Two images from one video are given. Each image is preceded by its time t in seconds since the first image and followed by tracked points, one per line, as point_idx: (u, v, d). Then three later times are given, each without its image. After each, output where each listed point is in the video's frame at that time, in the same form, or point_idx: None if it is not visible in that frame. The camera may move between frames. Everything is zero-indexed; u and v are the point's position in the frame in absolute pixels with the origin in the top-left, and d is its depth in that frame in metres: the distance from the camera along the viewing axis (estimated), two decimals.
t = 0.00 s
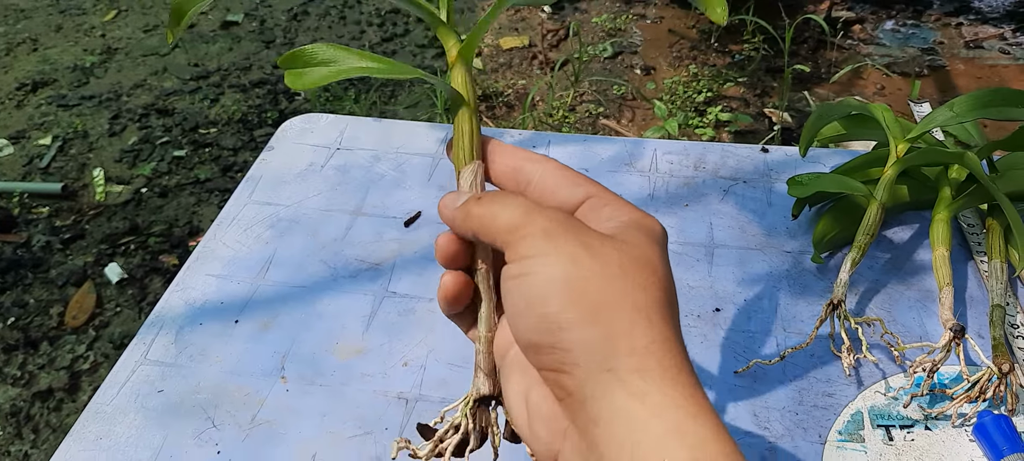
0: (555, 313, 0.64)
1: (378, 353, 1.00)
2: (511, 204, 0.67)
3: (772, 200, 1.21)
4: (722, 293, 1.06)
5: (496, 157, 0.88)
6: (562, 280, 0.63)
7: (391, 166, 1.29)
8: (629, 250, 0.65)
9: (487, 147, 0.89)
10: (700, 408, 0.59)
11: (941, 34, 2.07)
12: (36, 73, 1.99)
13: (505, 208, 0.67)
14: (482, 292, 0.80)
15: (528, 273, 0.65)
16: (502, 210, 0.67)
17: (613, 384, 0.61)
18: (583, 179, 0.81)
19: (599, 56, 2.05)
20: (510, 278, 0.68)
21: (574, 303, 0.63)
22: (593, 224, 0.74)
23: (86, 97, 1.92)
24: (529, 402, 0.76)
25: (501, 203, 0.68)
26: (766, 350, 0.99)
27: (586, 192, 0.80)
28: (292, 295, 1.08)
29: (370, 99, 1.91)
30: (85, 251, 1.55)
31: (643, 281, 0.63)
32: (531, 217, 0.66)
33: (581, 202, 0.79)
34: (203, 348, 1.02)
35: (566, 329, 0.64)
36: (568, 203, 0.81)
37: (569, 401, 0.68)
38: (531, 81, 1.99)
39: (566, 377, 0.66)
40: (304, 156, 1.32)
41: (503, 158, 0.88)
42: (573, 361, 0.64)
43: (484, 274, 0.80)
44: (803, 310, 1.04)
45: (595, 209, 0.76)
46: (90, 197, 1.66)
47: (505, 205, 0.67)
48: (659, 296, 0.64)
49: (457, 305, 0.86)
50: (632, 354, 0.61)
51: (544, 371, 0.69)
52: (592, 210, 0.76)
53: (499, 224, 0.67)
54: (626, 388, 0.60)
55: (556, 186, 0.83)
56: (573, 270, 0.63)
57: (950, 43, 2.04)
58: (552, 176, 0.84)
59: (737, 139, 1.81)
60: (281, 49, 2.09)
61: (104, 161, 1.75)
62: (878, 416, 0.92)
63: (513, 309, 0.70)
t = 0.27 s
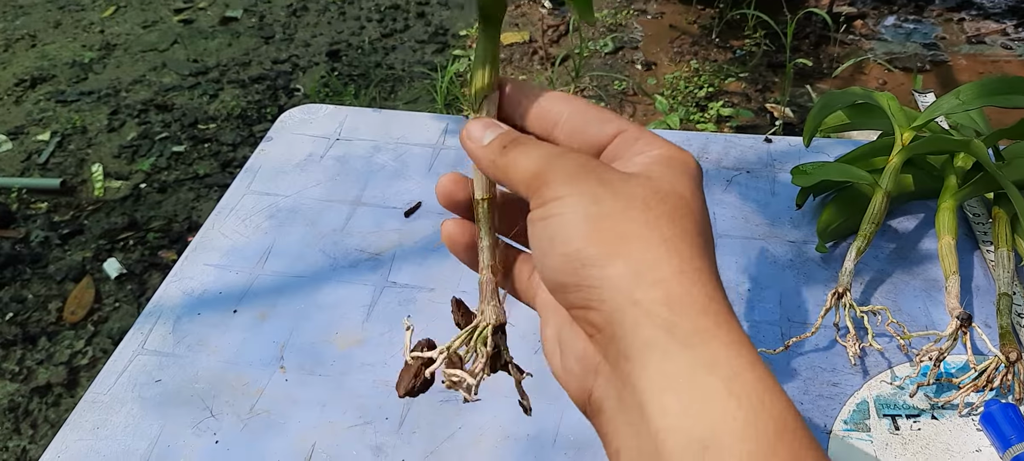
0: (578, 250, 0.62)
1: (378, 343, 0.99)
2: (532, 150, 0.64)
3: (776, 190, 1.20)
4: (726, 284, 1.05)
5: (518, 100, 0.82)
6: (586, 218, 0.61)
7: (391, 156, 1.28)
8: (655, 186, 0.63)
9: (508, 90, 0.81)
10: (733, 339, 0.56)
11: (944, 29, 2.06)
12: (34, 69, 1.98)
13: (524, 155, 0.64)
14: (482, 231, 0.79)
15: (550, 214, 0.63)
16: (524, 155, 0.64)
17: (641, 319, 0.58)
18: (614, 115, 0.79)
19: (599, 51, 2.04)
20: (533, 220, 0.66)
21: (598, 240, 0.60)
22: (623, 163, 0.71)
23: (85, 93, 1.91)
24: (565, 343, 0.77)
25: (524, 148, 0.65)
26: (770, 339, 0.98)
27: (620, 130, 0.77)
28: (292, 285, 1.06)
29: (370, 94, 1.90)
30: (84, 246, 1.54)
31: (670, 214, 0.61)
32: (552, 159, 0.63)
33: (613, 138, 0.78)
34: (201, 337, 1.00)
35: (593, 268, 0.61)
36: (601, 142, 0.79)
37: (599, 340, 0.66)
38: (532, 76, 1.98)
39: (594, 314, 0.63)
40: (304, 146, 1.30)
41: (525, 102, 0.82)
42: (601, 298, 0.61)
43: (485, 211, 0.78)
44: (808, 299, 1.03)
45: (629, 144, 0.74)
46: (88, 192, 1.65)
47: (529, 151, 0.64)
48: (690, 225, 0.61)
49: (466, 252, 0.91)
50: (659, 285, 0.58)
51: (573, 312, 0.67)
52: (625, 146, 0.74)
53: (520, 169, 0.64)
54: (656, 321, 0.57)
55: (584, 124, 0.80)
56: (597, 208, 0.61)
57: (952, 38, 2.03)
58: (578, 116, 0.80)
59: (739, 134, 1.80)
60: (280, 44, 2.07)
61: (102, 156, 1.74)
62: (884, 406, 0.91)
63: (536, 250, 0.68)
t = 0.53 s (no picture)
0: (607, 196, 0.60)
1: (380, 341, 0.99)
2: (559, 90, 0.63)
3: (778, 188, 1.20)
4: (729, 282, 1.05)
5: (543, 23, 0.78)
6: (616, 162, 0.59)
7: (392, 155, 1.28)
8: (683, 127, 0.63)
9: (528, 15, 0.78)
10: (771, 287, 0.55)
11: (944, 28, 2.06)
12: (34, 68, 1.97)
13: (552, 94, 0.63)
14: (487, 184, 0.79)
15: (576, 159, 0.62)
16: (552, 95, 0.63)
17: (677, 263, 0.57)
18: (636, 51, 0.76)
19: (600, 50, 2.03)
20: (557, 165, 0.65)
21: (629, 186, 0.59)
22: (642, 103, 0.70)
23: (85, 92, 1.90)
24: (589, 296, 0.73)
25: (552, 85, 0.63)
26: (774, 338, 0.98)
27: (639, 69, 0.75)
28: (293, 284, 1.06)
29: (370, 94, 1.89)
30: (84, 246, 1.53)
31: (699, 157, 0.61)
32: (581, 100, 0.62)
33: (631, 78, 0.75)
34: (202, 336, 1.00)
35: (623, 213, 0.59)
36: (621, 81, 0.77)
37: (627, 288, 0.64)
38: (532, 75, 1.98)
39: (624, 263, 0.61)
40: (305, 145, 1.30)
41: (550, 25, 0.78)
42: (632, 245, 0.60)
43: (490, 155, 0.77)
44: (810, 298, 1.03)
45: (645, 86, 0.73)
46: (88, 192, 1.64)
47: (556, 89, 0.63)
48: (722, 175, 0.61)
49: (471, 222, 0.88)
50: (693, 228, 0.57)
51: (598, 259, 0.65)
52: (643, 87, 0.73)
53: (546, 110, 0.63)
54: (692, 268, 0.56)
55: (606, 59, 0.77)
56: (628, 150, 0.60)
57: (953, 37, 2.02)
58: (600, 50, 0.78)
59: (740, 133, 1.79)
60: (280, 44, 2.07)
61: (103, 155, 1.73)
62: (888, 404, 0.90)
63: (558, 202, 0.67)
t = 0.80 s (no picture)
0: (636, 158, 0.61)
1: (378, 338, 0.99)
2: (572, 49, 0.65)
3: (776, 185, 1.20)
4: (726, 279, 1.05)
5: None
6: (642, 119, 0.61)
7: (391, 152, 1.28)
8: (700, 87, 0.65)
9: None
10: (809, 252, 0.56)
11: (942, 27, 2.06)
12: (33, 67, 1.98)
13: (566, 54, 0.65)
14: (477, 144, 0.79)
15: (598, 122, 0.63)
16: (565, 54, 0.65)
17: (714, 227, 0.57)
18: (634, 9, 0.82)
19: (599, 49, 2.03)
20: (575, 124, 0.66)
21: (659, 145, 0.60)
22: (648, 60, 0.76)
23: (84, 91, 1.91)
24: (604, 263, 0.73)
25: (564, 44, 0.66)
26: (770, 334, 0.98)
27: (638, 25, 0.81)
28: (291, 282, 1.06)
29: (368, 93, 1.89)
30: (83, 244, 1.53)
31: (718, 115, 0.64)
32: (596, 58, 0.64)
33: (631, 33, 0.82)
34: (200, 333, 1.00)
35: (655, 173, 0.60)
36: (620, 38, 0.83)
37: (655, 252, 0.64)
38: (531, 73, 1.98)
39: (653, 226, 0.62)
40: (303, 143, 1.30)
41: None
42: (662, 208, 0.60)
43: (485, 116, 0.78)
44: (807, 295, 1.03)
45: (647, 41, 0.79)
46: (87, 191, 1.64)
47: (569, 47, 0.65)
48: (741, 139, 0.64)
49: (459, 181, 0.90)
50: (728, 193, 0.58)
51: (622, 221, 0.66)
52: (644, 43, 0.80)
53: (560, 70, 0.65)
54: (729, 231, 0.57)
55: (606, 14, 0.84)
56: (654, 109, 0.62)
57: (951, 35, 2.03)
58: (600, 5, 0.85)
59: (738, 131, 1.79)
60: (279, 42, 2.07)
61: (102, 154, 1.74)
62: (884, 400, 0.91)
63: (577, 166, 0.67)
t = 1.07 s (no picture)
0: (660, 169, 0.62)
1: (381, 342, 0.98)
2: (569, 51, 0.64)
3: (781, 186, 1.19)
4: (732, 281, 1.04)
5: None
6: (666, 132, 0.62)
7: (392, 154, 1.27)
8: (711, 92, 0.66)
9: None
10: (843, 274, 0.58)
11: (945, 24, 2.05)
12: (33, 67, 1.97)
13: (561, 58, 0.63)
14: (465, 145, 0.78)
15: (623, 131, 0.63)
16: (559, 59, 0.63)
17: (746, 245, 0.60)
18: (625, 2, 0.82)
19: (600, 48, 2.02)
20: (590, 132, 0.66)
21: (686, 158, 0.61)
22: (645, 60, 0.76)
23: (84, 91, 1.90)
24: (614, 273, 0.71)
25: (554, 51, 0.64)
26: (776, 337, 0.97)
27: (631, 21, 0.81)
28: (293, 285, 1.05)
29: (369, 92, 1.88)
30: (83, 245, 1.52)
31: (734, 123, 0.65)
32: (601, 63, 0.63)
33: (623, 29, 0.82)
34: (201, 337, 0.99)
35: (680, 188, 0.61)
36: (611, 35, 0.83)
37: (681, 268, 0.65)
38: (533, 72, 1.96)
39: (678, 242, 0.63)
40: (304, 144, 1.29)
41: None
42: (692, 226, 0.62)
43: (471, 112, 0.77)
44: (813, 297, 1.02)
45: (642, 38, 0.80)
46: (88, 192, 1.64)
47: (564, 52, 0.63)
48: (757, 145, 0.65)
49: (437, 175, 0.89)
50: (760, 209, 0.60)
51: (641, 237, 0.67)
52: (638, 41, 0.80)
53: (559, 75, 0.64)
54: (761, 248, 0.59)
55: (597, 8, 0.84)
56: (676, 120, 0.62)
57: (954, 33, 2.01)
58: None
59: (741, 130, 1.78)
60: (279, 42, 2.06)
61: (102, 155, 1.73)
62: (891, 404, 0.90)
63: (595, 174, 0.67)
